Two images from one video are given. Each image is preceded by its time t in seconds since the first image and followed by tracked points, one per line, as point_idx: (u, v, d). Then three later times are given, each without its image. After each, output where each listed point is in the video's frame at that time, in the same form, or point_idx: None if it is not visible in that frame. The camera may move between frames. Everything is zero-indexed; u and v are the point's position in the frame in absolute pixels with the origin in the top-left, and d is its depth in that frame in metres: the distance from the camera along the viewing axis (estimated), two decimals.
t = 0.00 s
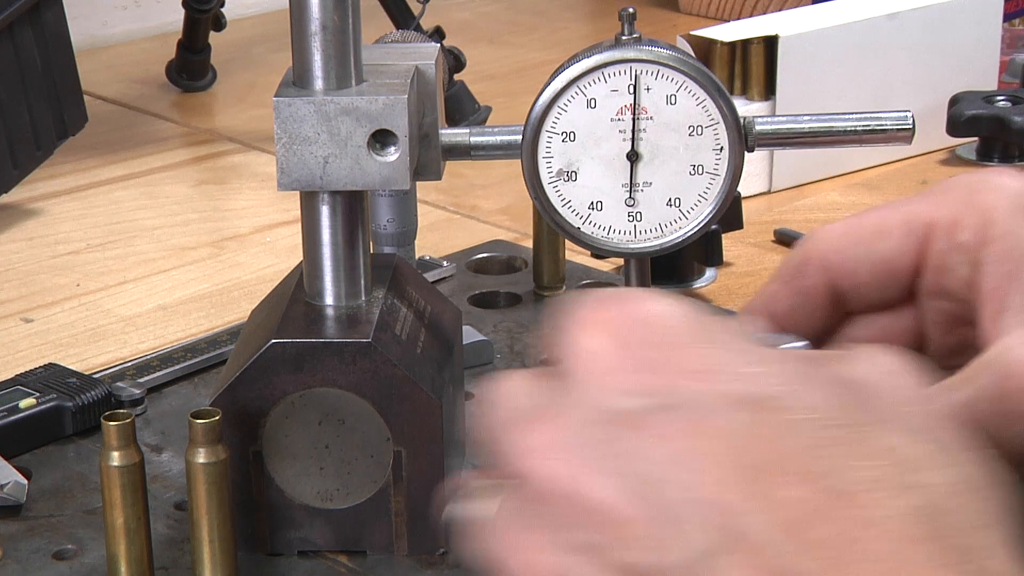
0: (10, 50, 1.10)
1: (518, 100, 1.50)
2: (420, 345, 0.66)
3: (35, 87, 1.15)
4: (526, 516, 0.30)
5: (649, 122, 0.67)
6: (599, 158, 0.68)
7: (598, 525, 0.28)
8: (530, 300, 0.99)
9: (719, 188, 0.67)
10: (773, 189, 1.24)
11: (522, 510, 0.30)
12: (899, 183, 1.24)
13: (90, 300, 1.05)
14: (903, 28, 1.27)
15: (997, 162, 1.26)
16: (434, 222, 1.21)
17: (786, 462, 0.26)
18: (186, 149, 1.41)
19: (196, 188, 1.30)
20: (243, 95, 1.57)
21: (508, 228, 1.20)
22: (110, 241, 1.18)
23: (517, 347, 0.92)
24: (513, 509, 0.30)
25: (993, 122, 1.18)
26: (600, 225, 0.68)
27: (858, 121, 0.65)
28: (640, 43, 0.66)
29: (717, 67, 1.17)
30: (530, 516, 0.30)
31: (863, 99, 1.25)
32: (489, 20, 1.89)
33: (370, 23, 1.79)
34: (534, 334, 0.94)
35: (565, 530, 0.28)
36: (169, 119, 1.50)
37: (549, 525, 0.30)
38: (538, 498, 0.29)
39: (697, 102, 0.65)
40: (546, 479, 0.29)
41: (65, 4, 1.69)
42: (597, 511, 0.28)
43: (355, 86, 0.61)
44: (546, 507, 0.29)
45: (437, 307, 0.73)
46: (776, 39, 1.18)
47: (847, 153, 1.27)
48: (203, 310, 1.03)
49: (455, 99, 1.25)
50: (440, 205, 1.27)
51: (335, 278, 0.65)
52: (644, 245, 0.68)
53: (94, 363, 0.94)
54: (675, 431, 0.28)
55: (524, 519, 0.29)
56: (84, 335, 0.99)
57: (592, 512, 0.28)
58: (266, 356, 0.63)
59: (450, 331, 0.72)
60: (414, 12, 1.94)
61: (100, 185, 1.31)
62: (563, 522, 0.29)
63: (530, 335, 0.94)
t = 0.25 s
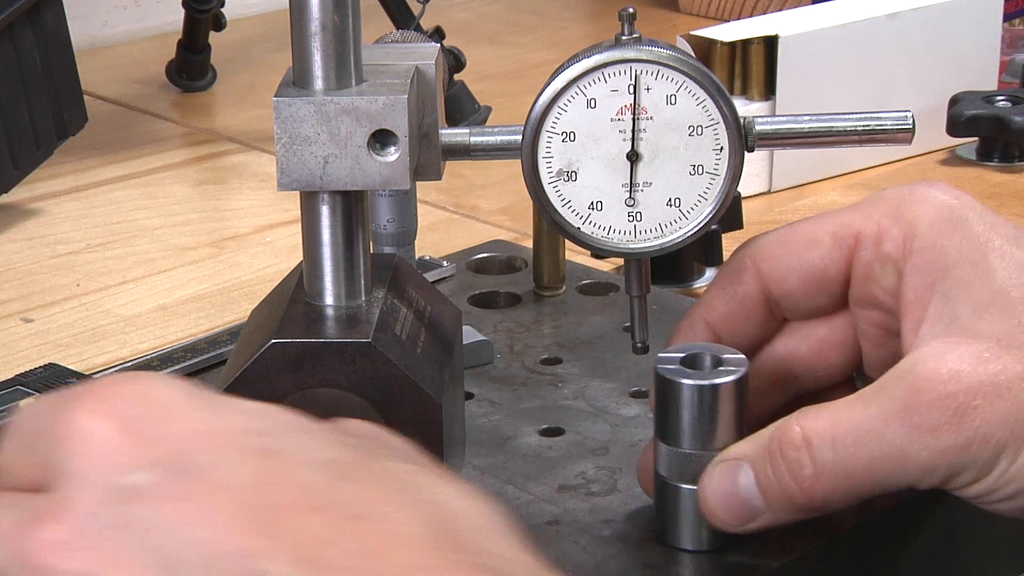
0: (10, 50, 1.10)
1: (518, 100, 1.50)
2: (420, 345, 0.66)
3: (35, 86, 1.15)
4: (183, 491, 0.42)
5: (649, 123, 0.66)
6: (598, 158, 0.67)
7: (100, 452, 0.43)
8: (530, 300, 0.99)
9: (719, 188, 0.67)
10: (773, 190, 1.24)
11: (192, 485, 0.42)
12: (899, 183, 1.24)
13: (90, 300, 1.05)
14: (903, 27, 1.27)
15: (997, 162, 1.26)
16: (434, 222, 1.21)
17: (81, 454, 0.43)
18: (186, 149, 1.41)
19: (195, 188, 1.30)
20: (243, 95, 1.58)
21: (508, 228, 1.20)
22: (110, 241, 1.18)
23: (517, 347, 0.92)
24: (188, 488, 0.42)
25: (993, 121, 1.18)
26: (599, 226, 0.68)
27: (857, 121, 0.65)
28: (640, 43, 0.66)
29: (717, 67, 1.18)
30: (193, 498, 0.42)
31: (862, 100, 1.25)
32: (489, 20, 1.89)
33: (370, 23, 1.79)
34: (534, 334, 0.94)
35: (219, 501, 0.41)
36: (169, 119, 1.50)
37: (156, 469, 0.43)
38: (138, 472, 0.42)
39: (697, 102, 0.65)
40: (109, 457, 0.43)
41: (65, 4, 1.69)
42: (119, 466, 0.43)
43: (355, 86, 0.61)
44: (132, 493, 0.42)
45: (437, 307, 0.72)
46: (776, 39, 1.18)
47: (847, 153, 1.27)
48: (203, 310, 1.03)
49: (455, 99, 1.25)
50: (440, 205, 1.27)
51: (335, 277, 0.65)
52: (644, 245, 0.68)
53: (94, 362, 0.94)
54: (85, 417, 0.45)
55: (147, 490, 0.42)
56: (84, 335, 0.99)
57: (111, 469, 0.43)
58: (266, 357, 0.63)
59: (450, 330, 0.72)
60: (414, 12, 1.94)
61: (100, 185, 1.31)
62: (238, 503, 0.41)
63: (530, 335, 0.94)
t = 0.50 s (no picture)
0: (10, 50, 1.10)
1: (518, 100, 1.50)
2: (419, 345, 0.66)
3: (35, 86, 1.15)
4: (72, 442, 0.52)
5: (649, 123, 0.66)
6: (599, 158, 0.67)
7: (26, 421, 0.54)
8: (530, 300, 0.99)
9: (719, 188, 0.67)
10: (774, 190, 1.24)
11: (73, 430, 0.53)
12: (898, 183, 1.24)
13: (90, 300, 1.05)
14: (903, 27, 1.26)
15: (997, 162, 1.26)
16: (434, 222, 1.21)
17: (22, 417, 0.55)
18: (186, 149, 1.41)
19: (195, 188, 1.30)
20: (243, 95, 1.58)
21: (508, 228, 1.20)
22: (110, 241, 1.18)
23: (517, 347, 0.92)
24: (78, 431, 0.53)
25: (993, 121, 1.18)
26: (599, 225, 0.68)
27: (857, 121, 0.65)
28: (640, 44, 0.66)
29: (717, 67, 1.18)
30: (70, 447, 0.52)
31: (862, 100, 1.25)
32: (489, 20, 1.89)
33: (370, 23, 1.79)
34: (534, 334, 0.94)
35: (86, 448, 0.52)
36: (169, 119, 1.50)
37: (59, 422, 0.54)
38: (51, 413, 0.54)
39: (697, 102, 0.65)
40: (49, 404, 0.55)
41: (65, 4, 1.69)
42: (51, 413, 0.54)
43: (355, 86, 0.61)
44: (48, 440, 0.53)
45: (437, 307, 0.72)
46: (776, 39, 1.18)
47: (847, 153, 1.27)
48: (203, 310, 1.03)
49: (455, 99, 1.25)
50: (440, 205, 1.27)
51: (335, 277, 0.65)
52: (644, 245, 0.68)
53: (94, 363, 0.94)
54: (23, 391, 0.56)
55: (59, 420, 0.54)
56: (84, 335, 0.99)
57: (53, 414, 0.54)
58: (266, 357, 0.63)
59: (450, 331, 0.72)
60: (414, 12, 1.94)
61: (100, 185, 1.31)
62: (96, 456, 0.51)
63: (530, 335, 0.94)
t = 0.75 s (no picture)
0: (10, 50, 1.10)
1: (518, 100, 1.50)
2: (419, 345, 0.66)
3: (35, 86, 1.15)
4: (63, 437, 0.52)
5: (649, 122, 0.66)
6: (598, 158, 0.67)
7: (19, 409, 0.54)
8: (530, 300, 0.99)
9: (719, 188, 0.67)
10: (774, 190, 1.24)
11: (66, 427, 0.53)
12: (899, 183, 1.24)
13: (90, 300, 1.05)
14: (903, 28, 1.26)
15: (997, 162, 1.26)
16: (434, 222, 1.21)
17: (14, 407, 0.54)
18: (186, 149, 1.41)
19: (195, 188, 1.30)
20: (243, 95, 1.58)
21: (508, 228, 1.20)
22: (110, 241, 1.18)
23: (517, 347, 0.92)
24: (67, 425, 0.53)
25: (993, 121, 1.18)
26: (599, 225, 0.68)
27: (858, 121, 0.65)
28: (640, 43, 0.66)
29: (717, 67, 1.17)
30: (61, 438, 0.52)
31: (862, 100, 1.25)
32: (489, 20, 1.89)
33: (370, 23, 1.79)
34: (534, 334, 0.94)
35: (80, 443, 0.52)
36: (169, 119, 1.50)
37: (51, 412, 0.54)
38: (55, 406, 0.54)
39: (697, 102, 0.65)
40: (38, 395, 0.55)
41: (65, 4, 1.69)
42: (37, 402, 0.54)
43: (355, 86, 0.61)
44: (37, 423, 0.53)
45: (437, 307, 0.72)
46: (776, 39, 1.18)
47: (847, 153, 1.27)
48: (203, 310, 1.03)
49: (455, 99, 1.25)
50: (440, 205, 1.27)
51: (335, 277, 0.65)
52: (644, 245, 0.68)
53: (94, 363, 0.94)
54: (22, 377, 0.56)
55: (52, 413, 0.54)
56: (84, 335, 0.99)
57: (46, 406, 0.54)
58: (266, 357, 0.63)
59: (450, 331, 0.72)
60: (414, 12, 1.94)
61: (100, 185, 1.31)
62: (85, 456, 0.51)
63: (530, 335, 0.94)
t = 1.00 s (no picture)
0: (10, 50, 1.10)
1: (518, 100, 1.50)
2: (420, 345, 0.66)
3: (35, 86, 1.15)
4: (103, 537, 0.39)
5: (649, 123, 0.66)
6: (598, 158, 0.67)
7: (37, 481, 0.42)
8: (530, 300, 0.99)
9: (719, 188, 0.67)
10: (773, 190, 1.24)
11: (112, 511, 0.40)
12: (899, 183, 1.24)
13: (90, 300, 1.05)
14: (903, 28, 1.26)
15: (997, 162, 1.26)
16: (434, 222, 1.22)
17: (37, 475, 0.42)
18: (186, 149, 1.41)
19: (196, 188, 1.30)
20: (243, 95, 1.58)
21: (508, 228, 1.20)
22: (110, 241, 1.18)
23: (517, 347, 0.92)
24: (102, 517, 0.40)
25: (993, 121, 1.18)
26: (599, 225, 0.68)
27: (858, 121, 0.65)
28: (640, 44, 0.66)
29: (717, 67, 1.17)
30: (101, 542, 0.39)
31: (862, 100, 1.25)
32: (489, 20, 1.89)
33: (370, 23, 1.79)
34: (534, 334, 0.94)
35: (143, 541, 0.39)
36: (169, 119, 1.50)
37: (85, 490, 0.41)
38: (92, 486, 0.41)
39: (697, 102, 0.65)
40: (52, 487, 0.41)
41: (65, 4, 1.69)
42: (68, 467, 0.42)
43: (355, 86, 0.61)
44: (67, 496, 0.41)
45: (437, 307, 0.73)
46: (776, 39, 1.18)
47: (847, 153, 1.27)
48: (203, 310, 1.03)
49: (455, 99, 1.25)
50: (440, 205, 1.27)
51: (335, 277, 0.65)
52: (644, 245, 0.68)
53: (94, 363, 0.94)
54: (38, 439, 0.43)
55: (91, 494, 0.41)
56: (84, 334, 0.99)
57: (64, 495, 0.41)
58: (266, 357, 0.63)
59: (450, 331, 0.72)
60: (414, 12, 1.94)
61: (100, 185, 1.31)
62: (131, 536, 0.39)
63: (530, 334, 0.94)
